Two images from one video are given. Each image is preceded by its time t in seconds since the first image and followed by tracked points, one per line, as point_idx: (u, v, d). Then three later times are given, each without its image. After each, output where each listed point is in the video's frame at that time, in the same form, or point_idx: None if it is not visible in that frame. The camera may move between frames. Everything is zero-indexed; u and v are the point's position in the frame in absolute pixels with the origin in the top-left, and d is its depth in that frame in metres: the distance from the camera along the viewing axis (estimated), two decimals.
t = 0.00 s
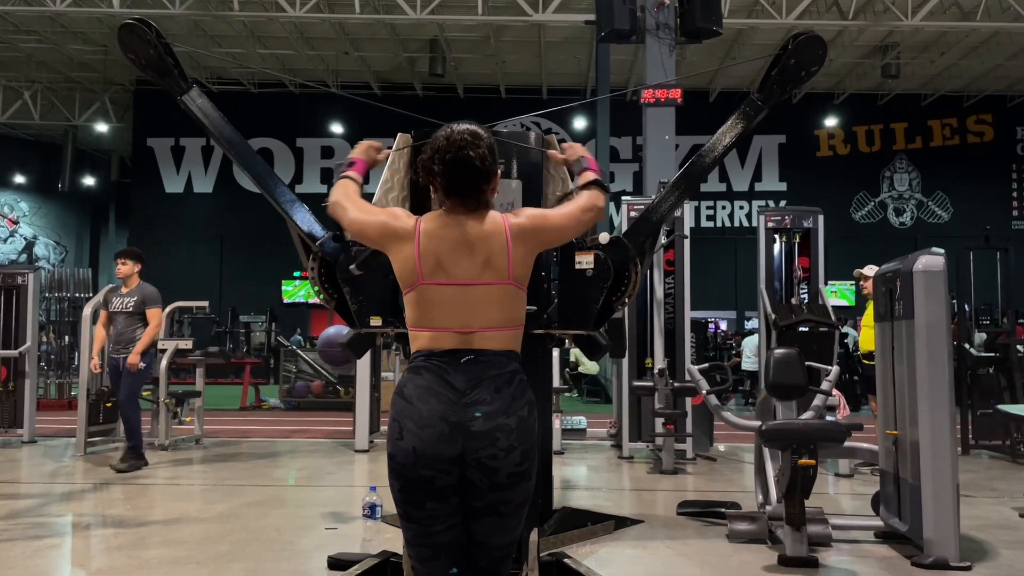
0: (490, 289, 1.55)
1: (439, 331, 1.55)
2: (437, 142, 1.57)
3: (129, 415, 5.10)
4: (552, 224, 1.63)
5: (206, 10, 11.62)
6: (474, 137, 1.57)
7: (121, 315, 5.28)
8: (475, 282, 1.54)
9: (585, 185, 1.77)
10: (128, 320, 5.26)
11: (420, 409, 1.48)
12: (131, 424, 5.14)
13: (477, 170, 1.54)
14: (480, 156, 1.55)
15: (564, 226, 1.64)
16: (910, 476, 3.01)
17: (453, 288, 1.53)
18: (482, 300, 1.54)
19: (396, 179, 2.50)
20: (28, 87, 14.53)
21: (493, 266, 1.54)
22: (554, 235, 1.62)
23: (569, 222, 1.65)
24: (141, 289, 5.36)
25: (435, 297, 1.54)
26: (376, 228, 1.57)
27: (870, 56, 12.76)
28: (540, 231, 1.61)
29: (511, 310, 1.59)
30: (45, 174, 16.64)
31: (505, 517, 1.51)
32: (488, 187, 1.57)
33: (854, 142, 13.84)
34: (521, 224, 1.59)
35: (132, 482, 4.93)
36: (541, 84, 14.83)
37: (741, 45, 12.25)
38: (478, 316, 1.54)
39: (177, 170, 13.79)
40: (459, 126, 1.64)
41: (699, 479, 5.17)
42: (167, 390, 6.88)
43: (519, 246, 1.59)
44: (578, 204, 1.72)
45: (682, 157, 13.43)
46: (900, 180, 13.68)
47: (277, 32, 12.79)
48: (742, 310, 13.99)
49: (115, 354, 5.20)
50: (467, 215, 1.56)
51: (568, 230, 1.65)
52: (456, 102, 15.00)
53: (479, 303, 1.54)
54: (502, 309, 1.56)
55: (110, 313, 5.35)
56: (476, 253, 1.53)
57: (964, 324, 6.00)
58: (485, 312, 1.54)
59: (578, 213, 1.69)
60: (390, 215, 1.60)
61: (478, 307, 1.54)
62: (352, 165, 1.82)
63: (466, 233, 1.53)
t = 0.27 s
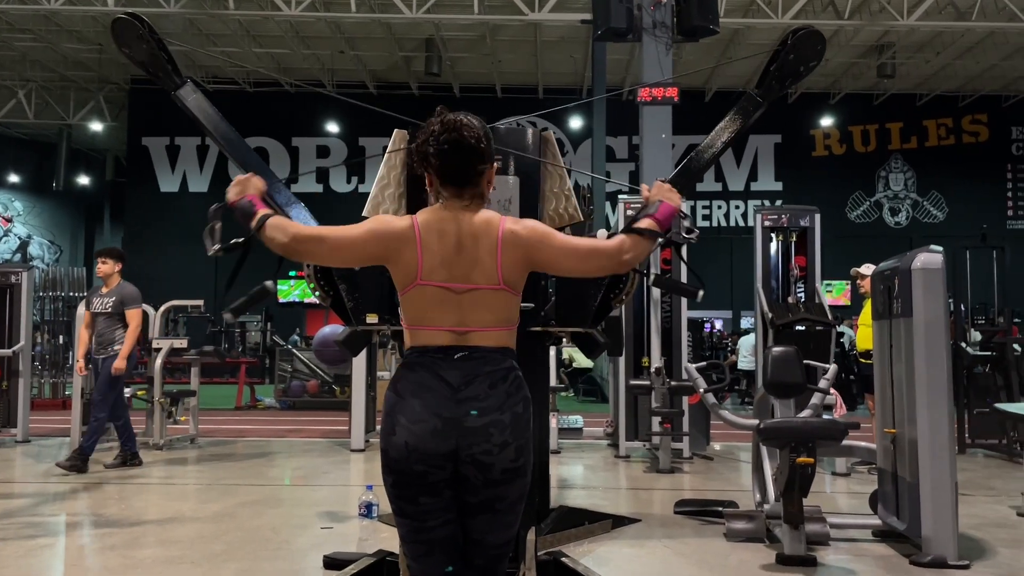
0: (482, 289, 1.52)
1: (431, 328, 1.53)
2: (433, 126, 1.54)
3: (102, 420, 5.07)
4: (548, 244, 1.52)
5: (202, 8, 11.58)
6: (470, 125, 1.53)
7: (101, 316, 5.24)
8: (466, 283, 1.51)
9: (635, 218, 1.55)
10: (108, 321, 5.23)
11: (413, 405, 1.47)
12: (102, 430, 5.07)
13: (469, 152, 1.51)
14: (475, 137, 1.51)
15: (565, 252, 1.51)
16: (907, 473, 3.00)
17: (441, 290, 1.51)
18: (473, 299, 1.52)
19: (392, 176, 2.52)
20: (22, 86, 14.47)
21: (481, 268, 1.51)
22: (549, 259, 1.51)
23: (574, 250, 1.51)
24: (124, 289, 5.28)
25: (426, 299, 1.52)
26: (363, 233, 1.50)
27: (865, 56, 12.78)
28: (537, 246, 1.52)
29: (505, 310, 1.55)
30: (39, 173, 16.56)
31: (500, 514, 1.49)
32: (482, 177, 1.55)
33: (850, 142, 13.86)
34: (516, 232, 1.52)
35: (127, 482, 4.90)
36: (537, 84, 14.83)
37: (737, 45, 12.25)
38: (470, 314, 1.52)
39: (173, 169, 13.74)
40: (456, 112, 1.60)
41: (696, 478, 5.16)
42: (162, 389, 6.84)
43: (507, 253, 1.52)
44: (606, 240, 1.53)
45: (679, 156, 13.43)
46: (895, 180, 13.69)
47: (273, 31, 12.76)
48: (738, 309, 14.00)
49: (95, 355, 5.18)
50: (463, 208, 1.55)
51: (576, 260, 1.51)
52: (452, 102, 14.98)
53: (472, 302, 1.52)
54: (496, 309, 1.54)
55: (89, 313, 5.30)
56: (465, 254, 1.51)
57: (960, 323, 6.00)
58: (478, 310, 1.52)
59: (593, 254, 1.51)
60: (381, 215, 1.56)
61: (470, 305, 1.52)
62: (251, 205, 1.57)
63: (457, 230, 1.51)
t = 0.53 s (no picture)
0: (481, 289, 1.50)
1: (432, 323, 1.51)
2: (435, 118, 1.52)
3: (81, 421, 5.06)
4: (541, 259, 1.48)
5: (199, 7, 11.54)
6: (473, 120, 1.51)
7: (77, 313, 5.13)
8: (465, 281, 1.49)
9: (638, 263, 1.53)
10: (83, 318, 5.09)
11: (413, 399, 1.45)
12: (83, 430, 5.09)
13: (470, 145, 1.50)
14: (477, 128, 1.50)
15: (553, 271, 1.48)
16: (909, 471, 2.99)
17: (439, 290, 1.49)
18: (472, 296, 1.50)
19: (392, 173, 2.52)
20: (19, 85, 14.42)
21: (475, 268, 1.49)
22: (536, 272, 1.48)
23: (565, 271, 1.48)
24: (98, 286, 5.09)
25: (424, 298, 1.51)
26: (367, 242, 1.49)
27: (863, 56, 12.78)
28: (530, 256, 1.48)
29: (504, 307, 1.53)
30: (36, 172, 16.51)
31: (502, 511, 1.47)
32: (484, 171, 1.55)
33: (848, 142, 13.86)
34: (512, 236, 1.49)
35: (124, 481, 4.88)
36: (535, 84, 14.81)
37: (735, 44, 12.24)
38: (469, 308, 1.50)
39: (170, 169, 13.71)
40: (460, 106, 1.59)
41: (695, 477, 5.15)
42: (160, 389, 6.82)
43: (500, 255, 1.49)
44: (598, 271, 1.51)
45: (677, 156, 13.41)
46: (893, 180, 13.69)
47: (270, 31, 12.73)
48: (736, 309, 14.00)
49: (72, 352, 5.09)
50: (464, 203, 1.53)
51: (563, 285, 1.47)
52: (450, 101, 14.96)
53: (471, 297, 1.50)
54: (497, 305, 1.52)
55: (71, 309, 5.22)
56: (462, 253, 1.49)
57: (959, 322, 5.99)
58: (477, 305, 1.50)
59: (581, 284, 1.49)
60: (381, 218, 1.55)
61: (470, 300, 1.50)
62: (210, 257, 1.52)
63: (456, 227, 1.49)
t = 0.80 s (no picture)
0: (491, 281, 1.49)
1: (437, 319, 1.50)
2: (443, 113, 1.51)
3: (78, 421, 5.05)
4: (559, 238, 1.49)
5: (198, 7, 11.53)
6: (482, 113, 1.50)
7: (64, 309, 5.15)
8: (475, 275, 1.48)
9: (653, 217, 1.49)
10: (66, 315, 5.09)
11: (419, 395, 1.44)
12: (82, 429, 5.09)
13: (481, 141, 1.49)
14: (486, 124, 1.50)
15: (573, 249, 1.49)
16: (912, 470, 2.98)
17: (450, 282, 1.48)
18: (482, 290, 1.49)
19: (395, 170, 2.50)
20: (18, 85, 14.40)
21: (489, 261, 1.48)
22: (557, 254, 1.49)
23: (585, 246, 1.48)
24: (79, 283, 5.07)
25: (434, 290, 1.49)
26: (370, 229, 1.46)
27: (862, 56, 12.80)
28: (545, 242, 1.49)
29: (513, 302, 1.53)
30: (35, 172, 16.48)
31: (508, 507, 1.46)
32: (493, 166, 1.53)
33: (847, 141, 13.86)
34: (526, 225, 1.50)
35: (124, 480, 4.86)
36: (534, 83, 14.81)
37: (735, 44, 12.24)
38: (476, 303, 1.49)
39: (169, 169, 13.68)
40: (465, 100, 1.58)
41: (696, 476, 5.14)
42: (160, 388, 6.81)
43: (514, 248, 1.50)
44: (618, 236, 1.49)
45: (677, 155, 13.41)
46: (892, 179, 13.69)
47: (269, 30, 12.71)
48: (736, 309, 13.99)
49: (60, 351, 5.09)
50: (471, 197, 1.52)
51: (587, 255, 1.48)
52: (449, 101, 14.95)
53: (478, 291, 1.49)
54: (503, 302, 1.51)
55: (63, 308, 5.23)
56: (475, 246, 1.48)
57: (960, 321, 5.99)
58: (486, 300, 1.50)
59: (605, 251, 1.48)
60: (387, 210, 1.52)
61: (478, 295, 1.49)
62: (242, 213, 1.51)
63: (467, 220, 1.48)
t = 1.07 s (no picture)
0: (502, 274, 1.48)
1: (447, 319, 1.48)
2: (446, 109, 1.49)
3: (72, 421, 5.01)
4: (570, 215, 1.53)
5: (198, 6, 11.52)
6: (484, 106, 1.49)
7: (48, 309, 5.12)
8: (484, 271, 1.47)
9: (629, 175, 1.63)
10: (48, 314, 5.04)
11: (428, 396, 1.42)
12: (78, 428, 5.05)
13: (485, 139, 1.47)
14: (491, 120, 1.47)
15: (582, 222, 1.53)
16: (918, 470, 2.96)
17: (461, 278, 1.46)
18: (492, 286, 1.48)
19: (396, 167, 2.48)
20: (18, 84, 14.39)
21: (504, 255, 1.48)
22: (566, 235, 1.52)
23: (591, 217, 1.54)
24: (60, 282, 5.05)
25: (442, 286, 1.47)
26: (376, 217, 1.49)
27: (862, 55, 12.78)
28: (556, 225, 1.52)
29: (523, 298, 1.52)
30: (34, 172, 16.45)
31: (517, 508, 1.44)
32: (496, 162, 1.51)
33: (847, 141, 13.84)
34: (535, 216, 1.51)
35: (124, 480, 4.85)
36: (535, 83, 14.80)
37: (735, 43, 12.22)
38: (485, 301, 1.47)
39: (169, 168, 13.64)
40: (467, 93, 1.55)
41: (698, 476, 5.12)
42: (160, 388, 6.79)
43: (531, 238, 1.51)
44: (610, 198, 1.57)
45: (677, 155, 13.40)
46: (893, 179, 13.67)
47: (269, 30, 12.70)
48: (736, 308, 13.96)
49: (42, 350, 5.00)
50: (476, 194, 1.50)
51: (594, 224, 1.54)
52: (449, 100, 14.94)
53: (487, 289, 1.47)
54: (512, 298, 1.50)
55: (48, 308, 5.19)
56: (485, 241, 1.47)
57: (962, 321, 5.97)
58: (496, 298, 1.48)
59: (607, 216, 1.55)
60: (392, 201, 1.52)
61: (487, 292, 1.48)
62: (299, 174, 1.75)
63: (474, 218, 1.47)
